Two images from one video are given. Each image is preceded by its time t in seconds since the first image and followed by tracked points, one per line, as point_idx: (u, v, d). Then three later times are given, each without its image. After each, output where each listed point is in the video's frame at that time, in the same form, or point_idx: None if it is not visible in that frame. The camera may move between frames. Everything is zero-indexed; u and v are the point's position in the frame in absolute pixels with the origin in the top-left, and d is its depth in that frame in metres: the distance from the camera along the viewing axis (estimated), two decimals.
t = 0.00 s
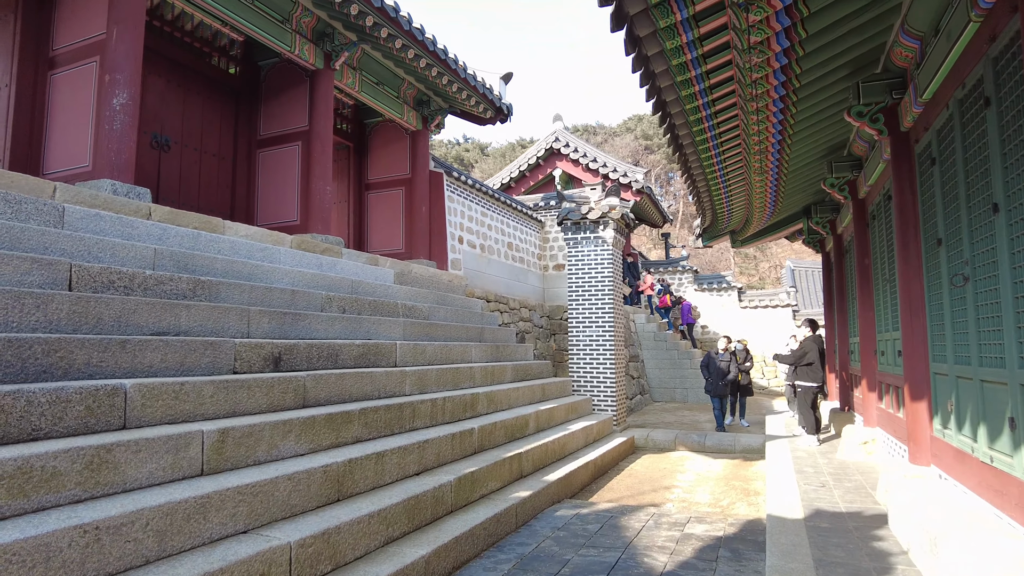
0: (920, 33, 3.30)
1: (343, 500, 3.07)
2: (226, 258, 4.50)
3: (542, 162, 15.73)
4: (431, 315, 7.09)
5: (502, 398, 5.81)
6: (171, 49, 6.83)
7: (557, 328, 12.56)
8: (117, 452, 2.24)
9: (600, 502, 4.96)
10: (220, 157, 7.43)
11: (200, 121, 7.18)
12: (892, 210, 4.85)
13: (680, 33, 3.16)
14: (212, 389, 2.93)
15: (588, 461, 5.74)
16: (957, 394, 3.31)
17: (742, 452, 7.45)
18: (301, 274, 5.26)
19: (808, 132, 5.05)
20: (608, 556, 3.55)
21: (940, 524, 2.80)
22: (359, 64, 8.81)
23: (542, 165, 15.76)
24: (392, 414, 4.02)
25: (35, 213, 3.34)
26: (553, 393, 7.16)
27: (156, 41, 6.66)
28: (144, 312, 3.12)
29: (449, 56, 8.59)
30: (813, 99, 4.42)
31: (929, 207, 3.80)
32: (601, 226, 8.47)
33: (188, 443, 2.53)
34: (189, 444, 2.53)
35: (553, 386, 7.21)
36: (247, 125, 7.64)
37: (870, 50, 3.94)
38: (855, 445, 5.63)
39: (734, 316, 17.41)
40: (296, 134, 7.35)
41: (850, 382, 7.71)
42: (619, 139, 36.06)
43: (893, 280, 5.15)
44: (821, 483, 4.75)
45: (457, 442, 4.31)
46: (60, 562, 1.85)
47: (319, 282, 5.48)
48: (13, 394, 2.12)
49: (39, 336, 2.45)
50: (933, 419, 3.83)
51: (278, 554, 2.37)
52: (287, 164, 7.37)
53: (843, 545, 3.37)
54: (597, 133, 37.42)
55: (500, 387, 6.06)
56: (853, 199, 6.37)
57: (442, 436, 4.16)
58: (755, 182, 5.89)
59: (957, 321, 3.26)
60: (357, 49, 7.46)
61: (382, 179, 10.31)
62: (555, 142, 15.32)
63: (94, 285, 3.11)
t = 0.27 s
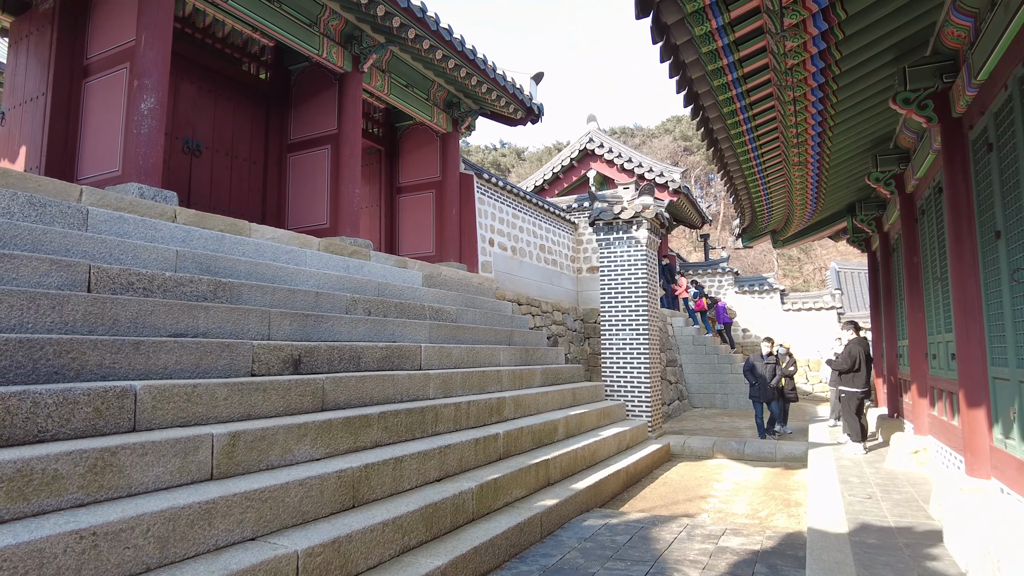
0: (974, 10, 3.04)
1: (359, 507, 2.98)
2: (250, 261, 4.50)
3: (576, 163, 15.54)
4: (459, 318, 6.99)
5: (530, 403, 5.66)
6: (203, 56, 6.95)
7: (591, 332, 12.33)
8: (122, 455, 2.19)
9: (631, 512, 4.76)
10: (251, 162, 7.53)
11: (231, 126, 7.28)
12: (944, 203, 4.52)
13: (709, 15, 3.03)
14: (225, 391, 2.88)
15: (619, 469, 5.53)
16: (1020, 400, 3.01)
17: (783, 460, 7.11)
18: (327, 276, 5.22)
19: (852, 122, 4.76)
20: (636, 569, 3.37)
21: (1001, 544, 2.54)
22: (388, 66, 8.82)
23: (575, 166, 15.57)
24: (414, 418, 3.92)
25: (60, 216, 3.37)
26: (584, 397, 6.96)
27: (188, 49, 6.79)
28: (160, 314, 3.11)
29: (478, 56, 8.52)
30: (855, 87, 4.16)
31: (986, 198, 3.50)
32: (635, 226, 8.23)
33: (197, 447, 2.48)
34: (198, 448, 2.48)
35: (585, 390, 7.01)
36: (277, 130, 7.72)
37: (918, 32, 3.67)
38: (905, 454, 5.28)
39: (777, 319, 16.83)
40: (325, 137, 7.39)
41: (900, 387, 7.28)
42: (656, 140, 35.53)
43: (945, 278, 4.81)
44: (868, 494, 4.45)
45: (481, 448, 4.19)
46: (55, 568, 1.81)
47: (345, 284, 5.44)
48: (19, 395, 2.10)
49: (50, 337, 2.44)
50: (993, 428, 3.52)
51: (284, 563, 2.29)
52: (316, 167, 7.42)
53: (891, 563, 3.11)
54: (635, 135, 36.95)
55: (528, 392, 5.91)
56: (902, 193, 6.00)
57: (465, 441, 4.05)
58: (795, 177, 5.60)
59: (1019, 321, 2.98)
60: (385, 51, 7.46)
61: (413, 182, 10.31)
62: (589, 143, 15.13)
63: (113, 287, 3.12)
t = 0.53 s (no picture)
0: None
1: (369, 521, 2.86)
2: (269, 265, 4.44)
3: (608, 163, 15.28)
4: (484, 322, 6.85)
5: (556, 410, 5.47)
6: (230, 61, 7.00)
7: (623, 336, 12.05)
8: (117, 467, 2.11)
9: (661, 526, 4.54)
10: (277, 166, 7.55)
11: (257, 131, 7.31)
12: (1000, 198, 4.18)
13: None
14: (233, 400, 2.79)
15: (650, 480, 5.30)
16: None
17: (824, 471, 6.76)
18: (348, 280, 5.14)
19: (898, 113, 4.45)
20: None
21: None
22: (413, 68, 8.77)
23: (607, 166, 15.31)
24: (432, 426, 3.78)
25: (75, 221, 3.36)
26: (614, 404, 6.72)
27: (214, 55, 6.84)
28: (170, 319, 3.05)
29: (504, 55, 8.37)
30: (901, 74, 3.87)
31: None
32: (666, 226, 7.99)
33: (198, 458, 2.38)
34: (199, 459, 2.39)
35: (614, 397, 6.77)
36: (303, 134, 7.74)
37: (972, 11, 3.37)
38: (958, 467, 4.91)
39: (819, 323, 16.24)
40: (350, 141, 7.37)
41: (951, 395, 6.85)
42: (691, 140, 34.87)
43: (1002, 278, 4.46)
44: (917, 511, 4.13)
45: (502, 458, 4.03)
46: None
47: (366, 288, 5.34)
48: (11, 404, 2.04)
49: (52, 344, 2.39)
50: None
51: None
52: (341, 171, 7.40)
53: None
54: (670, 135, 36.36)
55: (554, 399, 5.72)
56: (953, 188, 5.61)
57: (485, 450, 3.90)
58: (835, 173, 5.30)
59: None
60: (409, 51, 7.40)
61: (441, 185, 10.25)
62: (621, 142, 14.85)
63: (123, 292, 3.08)
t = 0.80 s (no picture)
0: None
1: (379, 530, 2.77)
2: (287, 266, 4.40)
3: (637, 162, 15.02)
4: (508, 324, 6.72)
5: (581, 414, 5.30)
6: (254, 65, 7.04)
7: (653, 337, 11.78)
8: (116, 473, 2.05)
9: (689, 536, 4.35)
10: (301, 168, 7.58)
11: (280, 133, 7.34)
12: None
13: None
14: (242, 403, 2.73)
15: (678, 488, 5.10)
16: None
17: (864, 479, 6.44)
18: (368, 281, 5.07)
19: (943, 100, 4.18)
20: None
21: None
22: (437, 67, 8.71)
23: (637, 165, 15.03)
24: (449, 430, 3.67)
25: (91, 223, 3.36)
26: (642, 408, 6.52)
27: (239, 59, 6.89)
28: (181, 321, 3.02)
29: (528, 52, 8.24)
30: (946, 58, 3.61)
31: None
32: (697, 225, 7.74)
33: (202, 464, 2.32)
34: (203, 464, 2.33)
35: (642, 400, 6.56)
36: (326, 136, 7.75)
37: None
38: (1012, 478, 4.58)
39: (858, 324, 15.68)
40: (372, 142, 7.35)
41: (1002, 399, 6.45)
42: (724, 139, 34.19)
43: None
44: (967, 525, 3.85)
45: (523, 464, 3.89)
46: None
47: (387, 290, 5.27)
48: (10, 407, 2.00)
49: (57, 347, 2.35)
50: None
51: None
52: (364, 172, 7.39)
53: None
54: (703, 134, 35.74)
55: (579, 402, 5.55)
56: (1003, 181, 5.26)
57: (504, 456, 3.77)
58: (873, 167, 5.03)
59: None
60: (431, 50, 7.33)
61: (466, 186, 10.17)
62: (651, 140, 14.59)
63: (136, 294, 3.05)
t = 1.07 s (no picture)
0: None
1: (384, 538, 2.65)
2: (301, 267, 4.35)
3: (666, 161, 14.76)
4: (529, 326, 6.57)
5: (603, 418, 5.12)
6: (275, 67, 7.07)
7: (682, 340, 11.46)
8: (106, 476, 1.99)
9: (716, 548, 4.13)
10: (322, 170, 7.58)
11: (301, 135, 7.36)
12: None
13: None
14: (243, 405, 2.65)
15: (705, 496, 4.88)
16: None
17: (904, 488, 6.10)
18: (384, 282, 4.99)
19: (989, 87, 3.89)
20: None
21: None
22: (457, 66, 8.63)
23: (665, 164, 14.78)
24: (462, 435, 3.55)
25: (101, 223, 3.34)
26: (668, 412, 6.30)
27: (260, 61, 6.92)
28: (186, 321, 2.97)
29: (549, 48, 8.10)
30: (991, 44, 3.36)
31: None
32: (726, 223, 7.48)
33: (197, 467, 2.24)
34: (199, 468, 2.25)
35: (669, 404, 6.33)
36: (347, 137, 7.75)
37: None
38: None
39: (898, 325, 15.11)
40: (392, 142, 7.31)
41: None
42: (755, 139, 33.46)
43: None
44: (1020, 540, 3.55)
45: (539, 470, 3.74)
46: None
47: (403, 290, 5.18)
48: None
49: (54, 346, 2.31)
50: None
51: None
52: (385, 174, 7.36)
53: None
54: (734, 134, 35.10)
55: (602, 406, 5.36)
56: None
57: (519, 462, 3.63)
58: (911, 160, 4.77)
59: None
60: (451, 48, 7.26)
61: (489, 187, 10.08)
62: (679, 139, 14.32)
63: (141, 294, 3.01)
